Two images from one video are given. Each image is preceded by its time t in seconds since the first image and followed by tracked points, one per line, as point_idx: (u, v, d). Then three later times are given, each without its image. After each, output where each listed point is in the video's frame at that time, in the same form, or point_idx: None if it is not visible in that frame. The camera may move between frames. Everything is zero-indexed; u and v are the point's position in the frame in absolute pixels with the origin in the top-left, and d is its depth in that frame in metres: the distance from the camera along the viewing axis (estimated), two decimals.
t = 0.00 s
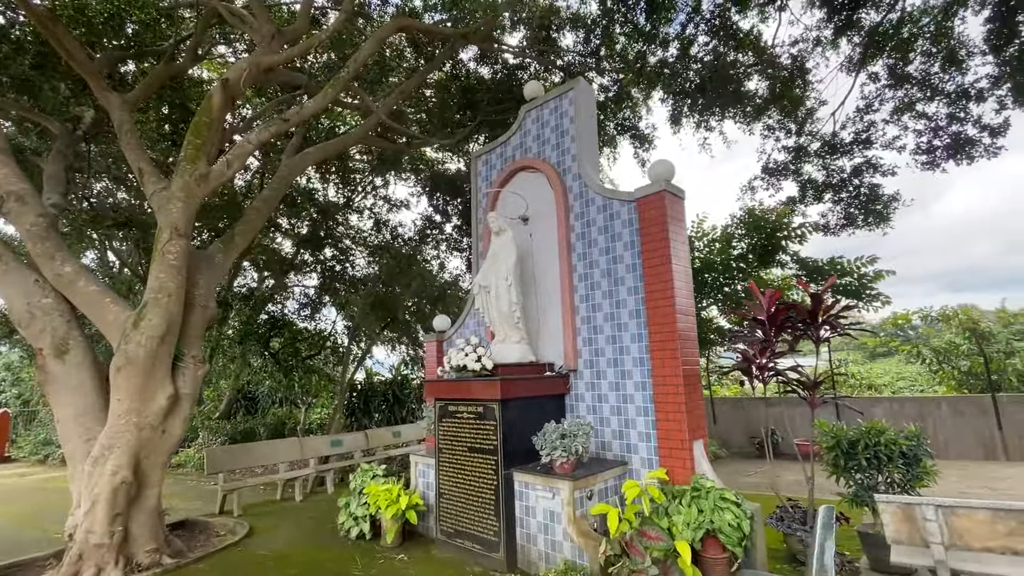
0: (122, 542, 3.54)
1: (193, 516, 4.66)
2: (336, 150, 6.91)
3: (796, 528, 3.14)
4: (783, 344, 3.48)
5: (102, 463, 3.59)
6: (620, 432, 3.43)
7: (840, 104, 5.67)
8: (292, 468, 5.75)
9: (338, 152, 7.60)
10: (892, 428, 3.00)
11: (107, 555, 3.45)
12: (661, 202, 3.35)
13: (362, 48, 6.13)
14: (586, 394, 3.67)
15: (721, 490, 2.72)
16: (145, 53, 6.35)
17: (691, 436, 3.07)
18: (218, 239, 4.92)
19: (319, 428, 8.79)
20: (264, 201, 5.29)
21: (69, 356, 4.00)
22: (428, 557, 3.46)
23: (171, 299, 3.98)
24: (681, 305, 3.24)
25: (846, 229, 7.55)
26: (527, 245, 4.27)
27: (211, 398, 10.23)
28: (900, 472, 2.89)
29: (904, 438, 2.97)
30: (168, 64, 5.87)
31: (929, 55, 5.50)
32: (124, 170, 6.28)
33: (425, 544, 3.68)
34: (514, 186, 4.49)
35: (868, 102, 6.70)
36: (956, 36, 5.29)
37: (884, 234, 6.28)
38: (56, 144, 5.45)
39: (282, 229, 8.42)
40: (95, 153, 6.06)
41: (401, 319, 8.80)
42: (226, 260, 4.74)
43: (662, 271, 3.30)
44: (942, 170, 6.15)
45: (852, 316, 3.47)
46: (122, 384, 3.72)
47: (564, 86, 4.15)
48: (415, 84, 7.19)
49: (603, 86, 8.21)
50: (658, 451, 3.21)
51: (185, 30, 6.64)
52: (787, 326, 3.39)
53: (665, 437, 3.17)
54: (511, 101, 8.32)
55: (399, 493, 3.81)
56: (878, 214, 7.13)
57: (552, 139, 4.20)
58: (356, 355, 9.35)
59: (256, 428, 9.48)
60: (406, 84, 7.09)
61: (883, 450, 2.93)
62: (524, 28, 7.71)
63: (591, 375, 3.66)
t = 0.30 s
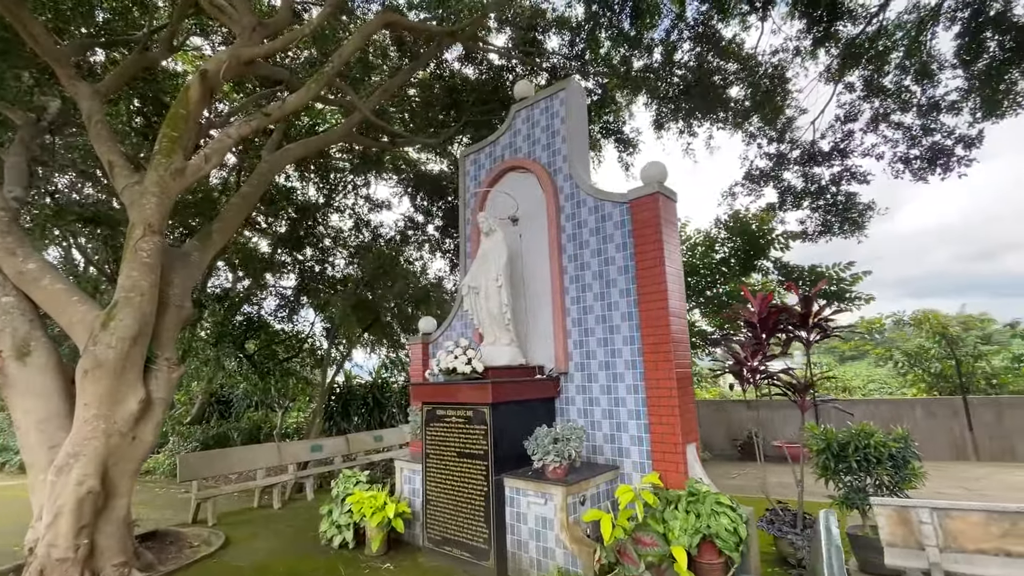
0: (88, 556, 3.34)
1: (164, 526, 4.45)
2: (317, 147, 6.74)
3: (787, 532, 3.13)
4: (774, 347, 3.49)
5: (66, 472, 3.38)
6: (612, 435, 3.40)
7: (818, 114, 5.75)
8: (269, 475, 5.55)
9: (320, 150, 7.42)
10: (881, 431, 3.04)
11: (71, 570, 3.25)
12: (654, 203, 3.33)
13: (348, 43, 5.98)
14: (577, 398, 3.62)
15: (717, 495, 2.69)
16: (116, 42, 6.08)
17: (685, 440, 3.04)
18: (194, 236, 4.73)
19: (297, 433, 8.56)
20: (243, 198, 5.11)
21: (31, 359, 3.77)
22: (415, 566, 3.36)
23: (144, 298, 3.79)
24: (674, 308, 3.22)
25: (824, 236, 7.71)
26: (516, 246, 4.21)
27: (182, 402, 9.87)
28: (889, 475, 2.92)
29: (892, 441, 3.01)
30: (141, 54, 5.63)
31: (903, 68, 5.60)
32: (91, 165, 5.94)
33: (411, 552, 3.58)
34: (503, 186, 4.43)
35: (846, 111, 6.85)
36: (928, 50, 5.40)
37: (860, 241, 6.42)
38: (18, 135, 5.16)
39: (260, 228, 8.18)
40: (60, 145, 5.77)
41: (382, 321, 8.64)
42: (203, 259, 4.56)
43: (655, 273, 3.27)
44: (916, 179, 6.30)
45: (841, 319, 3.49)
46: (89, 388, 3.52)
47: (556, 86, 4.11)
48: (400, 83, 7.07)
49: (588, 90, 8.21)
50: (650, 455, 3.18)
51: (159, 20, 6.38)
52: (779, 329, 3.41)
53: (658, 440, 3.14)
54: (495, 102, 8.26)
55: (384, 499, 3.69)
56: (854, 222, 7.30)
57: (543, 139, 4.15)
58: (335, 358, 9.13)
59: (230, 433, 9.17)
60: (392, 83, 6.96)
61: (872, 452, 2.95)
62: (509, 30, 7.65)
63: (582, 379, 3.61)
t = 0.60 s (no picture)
0: (60, 566, 3.18)
1: (141, 533, 4.27)
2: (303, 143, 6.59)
3: (782, 534, 3.12)
4: (770, 349, 3.50)
5: (39, 477, 3.22)
6: (608, 437, 3.36)
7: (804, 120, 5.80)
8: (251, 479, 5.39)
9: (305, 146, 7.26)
10: (875, 432, 3.06)
11: None
12: (652, 204, 3.31)
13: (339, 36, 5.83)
14: (572, 399, 3.58)
15: (717, 497, 2.68)
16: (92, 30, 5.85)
17: (682, 442, 3.02)
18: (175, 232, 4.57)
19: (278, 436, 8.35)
20: (227, 193, 4.96)
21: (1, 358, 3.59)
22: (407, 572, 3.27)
23: (123, 295, 3.64)
24: (672, 309, 3.20)
25: (807, 240, 7.81)
26: (510, 245, 4.16)
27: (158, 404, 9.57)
28: (884, 476, 2.92)
29: (885, 442, 3.04)
30: (121, 43, 5.42)
31: (884, 77, 5.67)
32: (63, 157, 5.58)
33: (402, 558, 3.49)
34: (498, 185, 4.37)
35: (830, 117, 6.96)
36: (909, 60, 5.49)
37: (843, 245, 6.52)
38: None
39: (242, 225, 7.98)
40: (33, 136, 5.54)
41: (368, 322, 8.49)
42: (185, 256, 4.41)
43: (653, 274, 3.25)
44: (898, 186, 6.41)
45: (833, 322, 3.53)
46: (63, 389, 3.36)
47: (551, 84, 4.07)
48: (390, 80, 6.95)
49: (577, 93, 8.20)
50: (647, 457, 3.15)
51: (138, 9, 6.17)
52: (774, 330, 3.42)
53: (655, 442, 3.11)
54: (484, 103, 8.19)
55: (374, 504, 3.60)
56: (837, 227, 7.42)
57: (538, 137, 4.11)
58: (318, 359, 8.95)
59: (208, 436, 8.90)
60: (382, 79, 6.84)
61: (867, 453, 2.97)
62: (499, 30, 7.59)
63: (578, 380, 3.57)
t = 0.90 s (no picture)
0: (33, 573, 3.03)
1: (119, 538, 4.12)
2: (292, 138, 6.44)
3: (777, 534, 3.14)
4: (766, 349, 3.53)
5: (10, 481, 3.06)
6: (604, 438, 3.34)
7: (790, 126, 5.85)
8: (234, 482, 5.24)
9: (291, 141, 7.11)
10: (869, 432, 3.10)
11: None
12: (651, 203, 3.30)
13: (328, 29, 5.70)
14: (568, 399, 3.55)
15: (717, 497, 2.68)
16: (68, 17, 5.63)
17: (680, 443, 3.02)
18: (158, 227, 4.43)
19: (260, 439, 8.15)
20: (212, 187, 4.83)
21: None
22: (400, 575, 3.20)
23: (104, 291, 3.51)
24: (669, 308, 3.20)
25: (792, 243, 7.93)
26: (506, 243, 4.12)
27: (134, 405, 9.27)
28: (877, 476, 2.95)
29: (878, 441, 3.08)
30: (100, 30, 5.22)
31: (866, 87, 5.79)
32: (33, 147, 5.17)
33: (394, 561, 3.42)
34: (492, 183, 4.33)
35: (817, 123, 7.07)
36: (889, 71, 5.59)
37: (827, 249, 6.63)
38: None
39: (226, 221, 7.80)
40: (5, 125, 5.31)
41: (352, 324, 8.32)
42: (168, 250, 4.27)
43: (652, 273, 3.24)
44: (880, 191, 6.53)
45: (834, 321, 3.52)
46: (38, 388, 3.20)
47: (548, 83, 4.05)
48: (379, 76, 6.84)
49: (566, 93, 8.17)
50: (644, 457, 3.14)
51: None
52: (771, 331, 3.44)
53: (653, 443, 3.10)
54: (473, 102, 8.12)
55: (366, 506, 3.52)
56: (820, 231, 7.55)
57: (535, 135, 4.08)
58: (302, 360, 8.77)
59: (186, 438, 8.63)
60: (371, 75, 6.72)
61: (861, 453, 3.00)
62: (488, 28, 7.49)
63: (574, 379, 3.55)
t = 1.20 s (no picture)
0: None
1: (94, 544, 3.95)
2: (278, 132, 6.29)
3: (771, 532, 3.16)
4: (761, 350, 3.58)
5: None
6: (601, 437, 3.33)
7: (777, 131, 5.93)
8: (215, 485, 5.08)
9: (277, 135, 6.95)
10: (861, 431, 3.16)
11: None
12: (650, 203, 3.31)
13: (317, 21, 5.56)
14: (564, 399, 3.53)
15: (717, 497, 2.68)
16: None
17: (678, 443, 3.02)
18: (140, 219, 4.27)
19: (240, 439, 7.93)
20: (197, 180, 4.67)
21: None
22: None
23: (83, 285, 3.36)
24: (667, 307, 3.20)
25: (776, 247, 8.06)
26: (502, 241, 4.08)
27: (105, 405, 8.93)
28: (869, 475, 3.01)
29: (870, 441, 3.14)
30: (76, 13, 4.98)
31: (847, 95, 5.91)
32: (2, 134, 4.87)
33: (386, 564, 3.35)
34: (488, 180, 4.29)
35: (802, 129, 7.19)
36: (869, 81, 5.72)
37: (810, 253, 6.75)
38: None
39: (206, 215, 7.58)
40: None
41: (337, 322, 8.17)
42: (150, 244, 4.12)
43: (650, 273, 3.25)
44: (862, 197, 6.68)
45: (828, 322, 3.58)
46: (12, 386, 3.05)
47: (545, 81, 4.03)
48: (368, 71, 6.72)
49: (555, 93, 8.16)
50: (641, 457, 3.14)
51: None
52: (767, 331, 3.49)
53: (650, 443, 3.10)
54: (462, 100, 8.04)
55: (357, 508, 3.44)
56: (802, 235, 7.70)
57: (532, 133, 4.05)
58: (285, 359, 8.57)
59: (161, 438, 8.36)
60: (360, 70, 6.60)
61: (854, 452, 3.05)
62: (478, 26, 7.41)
63: (570, 379, 3.53)
